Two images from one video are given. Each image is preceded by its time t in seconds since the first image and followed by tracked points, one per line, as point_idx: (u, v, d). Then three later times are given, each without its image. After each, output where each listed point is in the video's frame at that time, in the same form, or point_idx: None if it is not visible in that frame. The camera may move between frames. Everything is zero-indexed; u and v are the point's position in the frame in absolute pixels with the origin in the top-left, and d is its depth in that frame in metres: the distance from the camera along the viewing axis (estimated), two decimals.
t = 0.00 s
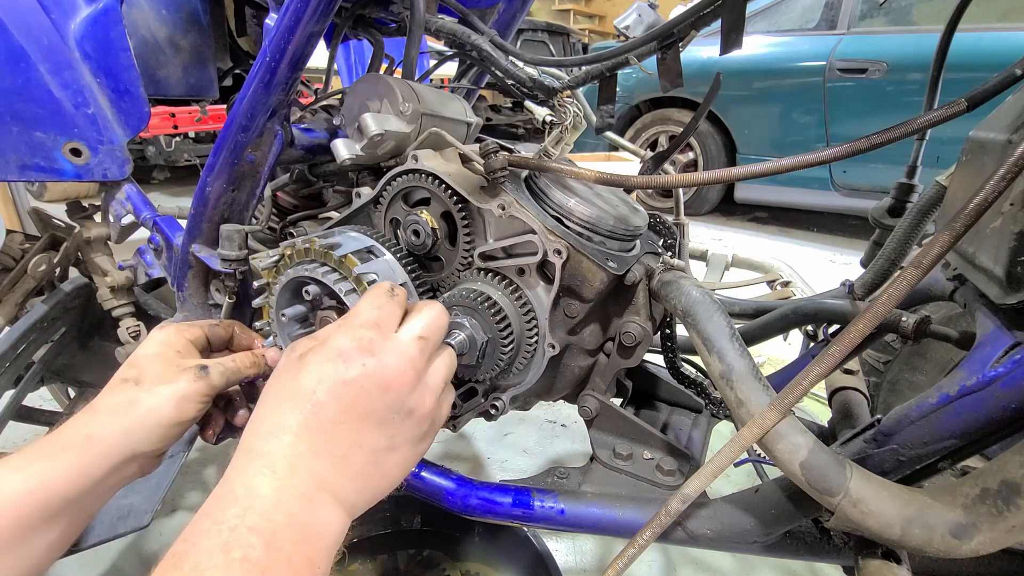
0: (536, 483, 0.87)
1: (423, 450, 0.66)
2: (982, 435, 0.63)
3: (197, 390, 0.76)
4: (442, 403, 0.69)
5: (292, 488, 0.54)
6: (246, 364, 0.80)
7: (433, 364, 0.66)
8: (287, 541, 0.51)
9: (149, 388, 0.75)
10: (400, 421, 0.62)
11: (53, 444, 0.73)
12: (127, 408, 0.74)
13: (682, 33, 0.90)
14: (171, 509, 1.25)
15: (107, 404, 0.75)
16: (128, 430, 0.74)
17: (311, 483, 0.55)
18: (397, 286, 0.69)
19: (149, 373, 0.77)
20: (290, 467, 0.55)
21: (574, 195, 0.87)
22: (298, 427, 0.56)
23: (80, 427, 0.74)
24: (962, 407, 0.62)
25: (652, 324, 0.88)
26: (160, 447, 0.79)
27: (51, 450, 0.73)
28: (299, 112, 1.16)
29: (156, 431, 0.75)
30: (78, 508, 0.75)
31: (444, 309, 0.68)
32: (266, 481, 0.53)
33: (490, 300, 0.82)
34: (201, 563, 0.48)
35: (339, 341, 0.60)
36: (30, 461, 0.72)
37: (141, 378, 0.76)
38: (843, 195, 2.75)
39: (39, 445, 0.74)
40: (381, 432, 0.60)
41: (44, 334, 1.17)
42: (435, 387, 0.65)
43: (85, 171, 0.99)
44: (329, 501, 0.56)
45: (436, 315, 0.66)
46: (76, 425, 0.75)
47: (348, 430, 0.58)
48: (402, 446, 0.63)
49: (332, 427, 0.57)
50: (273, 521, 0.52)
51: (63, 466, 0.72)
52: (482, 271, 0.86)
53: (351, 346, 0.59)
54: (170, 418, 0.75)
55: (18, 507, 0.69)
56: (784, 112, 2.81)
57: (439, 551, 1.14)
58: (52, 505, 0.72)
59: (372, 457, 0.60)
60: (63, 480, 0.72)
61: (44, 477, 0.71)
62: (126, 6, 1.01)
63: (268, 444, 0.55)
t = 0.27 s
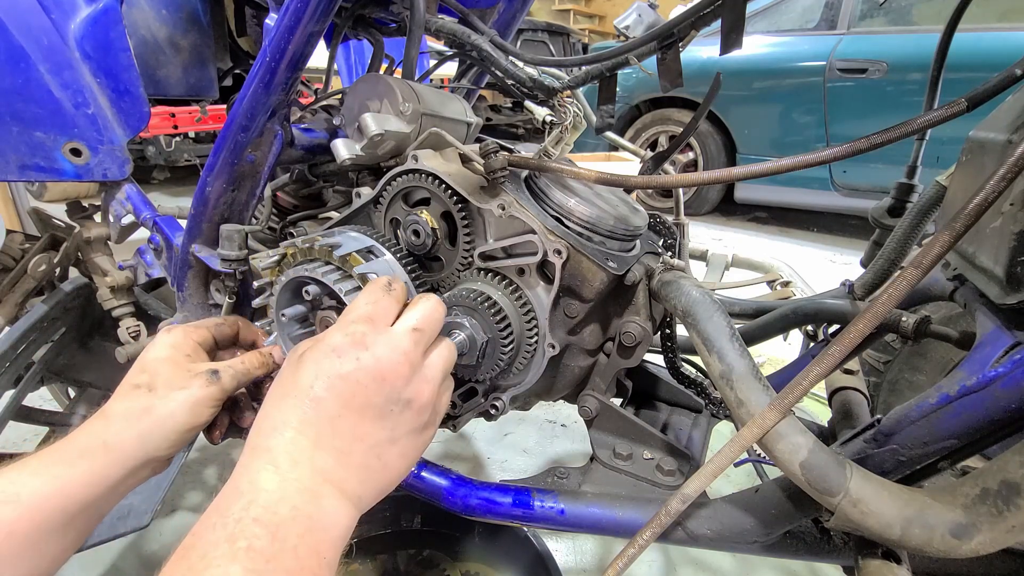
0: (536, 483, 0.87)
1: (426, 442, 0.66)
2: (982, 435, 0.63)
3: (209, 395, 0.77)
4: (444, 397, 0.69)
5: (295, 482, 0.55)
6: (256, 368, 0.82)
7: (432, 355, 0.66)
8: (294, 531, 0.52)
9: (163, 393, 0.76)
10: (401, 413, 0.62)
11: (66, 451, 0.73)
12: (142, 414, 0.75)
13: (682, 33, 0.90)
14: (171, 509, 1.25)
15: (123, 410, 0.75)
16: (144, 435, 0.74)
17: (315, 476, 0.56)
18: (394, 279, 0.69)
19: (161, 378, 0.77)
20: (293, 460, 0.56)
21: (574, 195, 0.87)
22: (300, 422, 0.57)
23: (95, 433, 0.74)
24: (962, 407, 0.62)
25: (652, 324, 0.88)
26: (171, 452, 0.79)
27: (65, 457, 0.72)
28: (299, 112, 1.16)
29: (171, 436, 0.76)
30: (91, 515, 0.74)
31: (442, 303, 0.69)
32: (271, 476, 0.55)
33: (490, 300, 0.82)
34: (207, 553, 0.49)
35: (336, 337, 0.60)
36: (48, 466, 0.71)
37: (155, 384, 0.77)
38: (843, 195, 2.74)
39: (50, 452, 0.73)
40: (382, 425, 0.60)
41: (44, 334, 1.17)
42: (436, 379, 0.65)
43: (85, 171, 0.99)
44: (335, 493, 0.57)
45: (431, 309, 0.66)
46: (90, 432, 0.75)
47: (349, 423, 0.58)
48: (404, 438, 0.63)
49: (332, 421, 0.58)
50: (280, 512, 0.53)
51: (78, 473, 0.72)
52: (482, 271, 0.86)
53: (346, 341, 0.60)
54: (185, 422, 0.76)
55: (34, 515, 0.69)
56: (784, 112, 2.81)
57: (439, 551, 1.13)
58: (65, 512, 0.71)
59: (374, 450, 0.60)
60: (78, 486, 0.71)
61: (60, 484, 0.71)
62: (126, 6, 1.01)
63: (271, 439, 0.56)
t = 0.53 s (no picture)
0: (536, 483, 0.87)
1: (383, 503, 0.59)
2: (983, 435, 0.63)
3: (167, 394, 0.70)
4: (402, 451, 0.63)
5: (232, 558, 0.47)
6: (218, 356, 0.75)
7: (383, 405, 0.61)
8: None
9: (115, 399, 0.68)
10: (348, 468, 0.55)
11: (15, 468, 0.66)
12: (96, 423, 0.68)
13: (682, 33, 0.90)
14: (171, 509, 1.25)
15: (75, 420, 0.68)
16: (101, 446, 0.67)
17: (254, 550, 0.48)
18: (339, 329, 0.66)
19: (113, 382, 0.70)
20: (227, 534, 0.48)
21: (574, 195, 0.87)
22: (234, 490, 0.50)
23: (46, 446, 0.67)
24: (962, 407, 0.62)
25: (652, 324, 0.88)
26: (137, 460, 0.72)
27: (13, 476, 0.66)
28: (299, 112, 1.16)
29: (133, 443, 0.69)
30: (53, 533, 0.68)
31: (392, 346, 0.65)
32: (202, 555, 0.46)
33: (490, 300, 0.82)
34: None
35: (270, 395, 0.55)
36: None
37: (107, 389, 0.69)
38: (843, 195, 2.75)
39: None
40: (328, 485, 0.53)
41: (44, 334, 1.17)
42: (388, 429, 0.60)
43: (84, 171, 0.99)
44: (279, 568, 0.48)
45: (380, 352, 0.62)
46: (40, 446, 0.67)
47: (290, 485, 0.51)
48: (356, 497, 0.55)
49: (267, 485, 0.50)
50: None
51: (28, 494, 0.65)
52: (482, 271, 0.86)
53: (280, 397, 0.55)
54: (144, 427, 0.69)
55: None
56: (784, 112, 2.81)
57: (439, 551, 1.13)
58: (19, 533, 0.65)
59: (321, 514, 0.52)
60: (31, 507, 0.65)
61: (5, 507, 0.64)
62: (126, 6, 1.01)
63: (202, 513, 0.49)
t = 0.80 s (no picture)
0: (536, 483, 0.87)
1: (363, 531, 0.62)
2: (983, 435, 0.63)
3: (170, 399, 0.73)
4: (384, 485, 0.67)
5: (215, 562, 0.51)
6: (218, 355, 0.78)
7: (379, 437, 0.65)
8: None
9: (118, 408, 0.71)
10: (343, 492, 0.59)
11: (26, 475, 0.70)
12: (99, 431, 0.71)
13: (682, 33, 0.90)
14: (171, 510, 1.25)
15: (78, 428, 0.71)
16: (106, 454, 0.71)
17: (237, 557, 0.52)
18: (362, 360, 0.70)
19: (116, 391, 0.72)
20: (219, 536, 0.52)
21: (574, 195, 0.87)
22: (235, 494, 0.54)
23: (54, 454, 0.71)
24: (962, 407, 0.62)
25: (652, 324, 0.87)
26: (142, 464, 0.75)
27: (23, 483, 0.69)
28: (299, 112, 1.16)
29: (137, 450, 0.72)
30: (62, 535, 0.72)
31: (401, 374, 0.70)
32: (191, 555, 0.50)
33: (490, 300, 0.82)
34: None
35: (292, 405, 0.59)
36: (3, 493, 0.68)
37: (108, 396, 0.72)
38: (842, 195, 2.75)
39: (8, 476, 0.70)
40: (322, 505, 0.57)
41: (44, 334, 1.17)
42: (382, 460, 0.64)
43: (84, 171, 0.99)
44: None
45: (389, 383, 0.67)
46: (48, 453, 0.71)
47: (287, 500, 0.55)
48: (343, 520, 0.59)
49: (270, 495, 0.55)
50: None
51: (38, 499, 0.68)
52: (482, 271, 0.86)
53: (301, 408, 0.60)
54: (148, 435, 0.72)
55: None
56: (784, 113, 2.81)
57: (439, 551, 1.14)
58: (29, 535, 0.69)
59: (307, 532, 0.56)
60: (37, 512, 0.68)
61: (18, 511, 0.68)
62: (126, 6, 1.01)
63: (198, 511, 0.53)
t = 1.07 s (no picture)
0: (536, 483, 0.87)
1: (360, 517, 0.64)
2: (983, 435, 0.63)
3: (177, 398, 0.73)
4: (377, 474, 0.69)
5: (221, 541, 0.52)
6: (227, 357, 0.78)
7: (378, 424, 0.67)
8: None
9: (128, 404, 0.72)
10: (344, 475, 0.61)
11: (35, 468, 0.71)
12: (106, 427, 0.71)
13: (682, 33, 0.90)
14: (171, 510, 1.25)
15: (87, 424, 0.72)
16: (111, 450, 0.71)
17: (241, 538, 0.53)
18: (364, 355, 0.72)
19: (127, 387, 0.73)
20: (223, 514, 0.53)
21: (574, 195, 0.87)
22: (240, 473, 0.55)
23: (63, 448, 0.71)
24: (962, 407, 0.62)
25: (652, 324, 0.87)
26: (149, 464, 0.75)
27: (32, 475, 0.70)
28: (299, 112, 1.16)
29: (142, 448, 0.72)
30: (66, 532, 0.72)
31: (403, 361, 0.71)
32: (195, 533, 0.51)
33: (490, 300, 0.82)
34: None
35: (298, 389, 0.61)
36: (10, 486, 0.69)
37: (118, 393, 0.73)
38: (843, 195, 2.75)
39: (19, 468, 0.71)
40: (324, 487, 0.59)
41: (44, 334, 1.17)
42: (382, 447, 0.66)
43: (84, 171, 0.99)
44: (262, 556, 0.53)
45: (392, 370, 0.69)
46: (56, 448, 0.72)
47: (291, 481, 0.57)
48: (342, 505, 0.60)
49: (274, 477, 0.56)
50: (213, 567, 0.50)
51: (45, 492, 0.69)
52: (482, 271, 0.86)
53: (306, 392, 0.61)
54: (153, 434, 0.72)
55: None
56: (784, 113, 2.81)
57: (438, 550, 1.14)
58: (35, 530, 0.69)
59: (309, 515, 0.57)
60: (42, 506, 0.69)
61: (24, 503, 0.68)
62: (126, 6, 1.01)
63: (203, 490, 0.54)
